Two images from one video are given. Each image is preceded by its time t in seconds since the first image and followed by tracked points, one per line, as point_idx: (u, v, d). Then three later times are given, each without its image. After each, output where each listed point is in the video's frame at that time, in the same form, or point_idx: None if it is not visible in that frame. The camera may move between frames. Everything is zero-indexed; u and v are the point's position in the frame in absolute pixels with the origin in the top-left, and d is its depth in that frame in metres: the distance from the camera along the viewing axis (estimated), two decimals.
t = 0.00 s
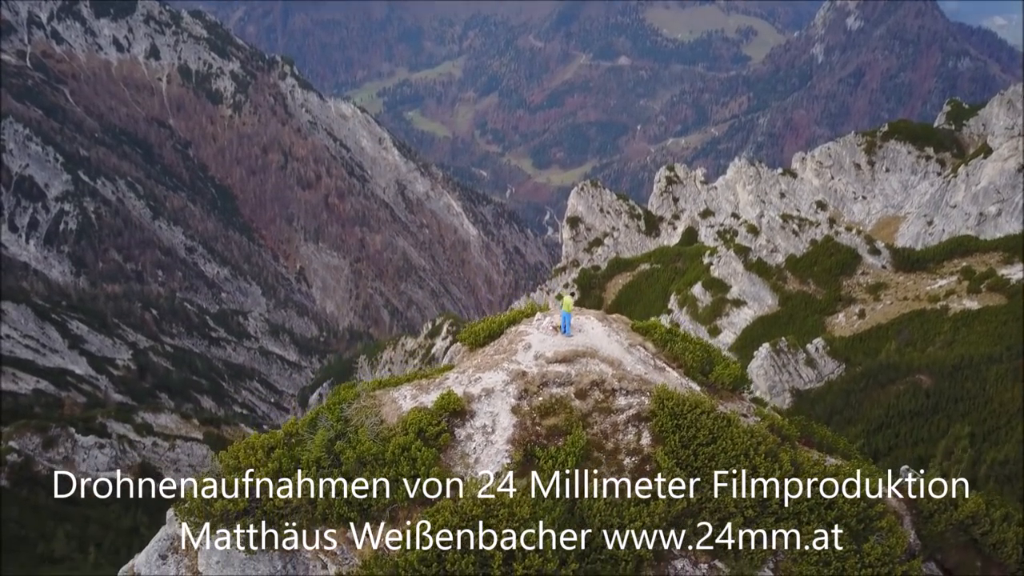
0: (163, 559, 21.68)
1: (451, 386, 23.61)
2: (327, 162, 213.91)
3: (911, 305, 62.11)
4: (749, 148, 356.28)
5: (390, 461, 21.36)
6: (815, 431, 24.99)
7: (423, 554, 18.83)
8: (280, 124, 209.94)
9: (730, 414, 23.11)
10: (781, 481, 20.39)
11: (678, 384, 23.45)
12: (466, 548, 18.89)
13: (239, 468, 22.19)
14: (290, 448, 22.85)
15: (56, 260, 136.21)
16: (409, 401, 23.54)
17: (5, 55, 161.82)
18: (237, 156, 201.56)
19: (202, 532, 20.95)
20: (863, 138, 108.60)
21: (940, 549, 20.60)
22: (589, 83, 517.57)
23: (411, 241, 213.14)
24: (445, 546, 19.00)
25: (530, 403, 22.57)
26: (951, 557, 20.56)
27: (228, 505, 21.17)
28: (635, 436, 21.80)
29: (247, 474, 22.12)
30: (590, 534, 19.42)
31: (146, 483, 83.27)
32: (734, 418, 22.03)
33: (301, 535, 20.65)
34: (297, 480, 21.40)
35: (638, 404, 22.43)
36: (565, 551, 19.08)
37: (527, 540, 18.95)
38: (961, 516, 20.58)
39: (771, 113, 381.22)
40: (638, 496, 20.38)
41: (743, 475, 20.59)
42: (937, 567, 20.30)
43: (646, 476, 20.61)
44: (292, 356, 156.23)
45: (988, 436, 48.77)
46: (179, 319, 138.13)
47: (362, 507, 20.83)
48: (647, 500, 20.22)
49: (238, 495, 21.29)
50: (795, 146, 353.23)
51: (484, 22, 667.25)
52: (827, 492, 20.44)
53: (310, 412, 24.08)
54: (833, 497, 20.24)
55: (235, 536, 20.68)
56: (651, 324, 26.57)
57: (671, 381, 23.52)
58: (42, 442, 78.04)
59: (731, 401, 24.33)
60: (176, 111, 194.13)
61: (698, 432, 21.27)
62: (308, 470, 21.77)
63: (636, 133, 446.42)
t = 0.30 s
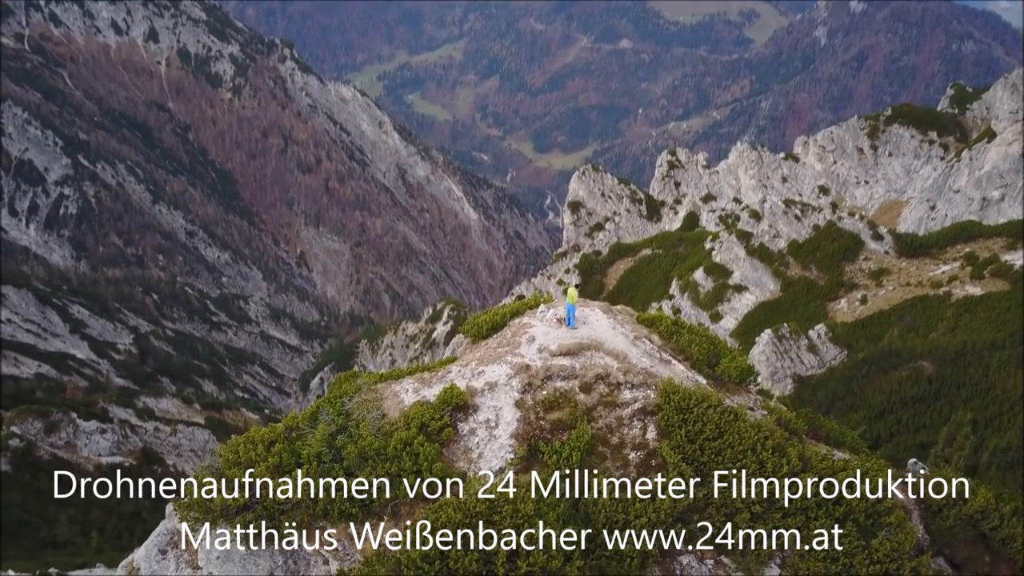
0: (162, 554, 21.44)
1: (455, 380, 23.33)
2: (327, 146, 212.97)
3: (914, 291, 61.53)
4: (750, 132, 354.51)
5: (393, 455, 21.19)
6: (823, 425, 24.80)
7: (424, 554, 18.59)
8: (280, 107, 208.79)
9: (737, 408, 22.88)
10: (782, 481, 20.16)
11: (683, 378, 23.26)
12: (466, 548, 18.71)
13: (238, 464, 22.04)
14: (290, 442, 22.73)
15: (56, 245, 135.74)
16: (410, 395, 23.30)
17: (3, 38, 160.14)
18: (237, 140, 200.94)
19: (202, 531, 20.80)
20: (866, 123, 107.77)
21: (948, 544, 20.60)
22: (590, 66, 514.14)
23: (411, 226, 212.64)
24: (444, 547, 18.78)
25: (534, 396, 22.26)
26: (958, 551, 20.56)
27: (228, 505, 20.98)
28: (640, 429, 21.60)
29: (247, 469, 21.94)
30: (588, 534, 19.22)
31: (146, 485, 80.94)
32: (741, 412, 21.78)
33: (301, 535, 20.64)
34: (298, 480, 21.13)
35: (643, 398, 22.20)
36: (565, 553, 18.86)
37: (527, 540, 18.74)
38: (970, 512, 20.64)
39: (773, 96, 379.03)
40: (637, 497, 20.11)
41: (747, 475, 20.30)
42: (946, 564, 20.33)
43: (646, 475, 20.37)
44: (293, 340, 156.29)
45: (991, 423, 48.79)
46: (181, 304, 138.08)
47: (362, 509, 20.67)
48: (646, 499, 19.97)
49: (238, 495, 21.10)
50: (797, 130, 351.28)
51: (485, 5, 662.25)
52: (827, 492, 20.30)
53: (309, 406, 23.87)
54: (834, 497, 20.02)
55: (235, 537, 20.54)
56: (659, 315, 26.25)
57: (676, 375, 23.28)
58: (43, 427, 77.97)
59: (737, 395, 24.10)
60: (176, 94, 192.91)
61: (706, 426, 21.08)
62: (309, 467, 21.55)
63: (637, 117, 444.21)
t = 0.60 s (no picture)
0: (163, 547, 21.42)
1: (458, 372, 23.13)
2: (327, 128, 211.84)
3: (917, 275, 61.12)
4: (753, 114, 352.44)
5: (395, 449, 20.89)
6: (829, 416, 24.62)
7: (424, 554, 18.35)
8: (280, 88, 207.31)
9: (745, 400, 22.68)
10: (785, 479, 19.79)
11: (690, 371, 22.98)
12: (466, 548, 18.42)
13: (238, 459, 21.84)
14: (290, 435, 22.49)
15: (56, 227, 135.22)
16: (413, 387, 23.04)
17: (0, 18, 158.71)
18: (237, 121, 199.88)
19: (203, 531, 20.67)
20: (870, 104, 106.64)
21: (957, 538, 20.50)
22: (591, 47, 510.33)
23: (411, 208, 211.98)
24: (444, 547, 18.51)
25: (539, 389, 22.03)
26: (966, 546, 20.49)
27: (229, 504, 20.82)
28: (645, 423, 21.36)
29: (247, 463, 21.75)
30: (590, 534, 18.84)
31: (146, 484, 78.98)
32: (748, 405, 21.49)
33: (301, 533, 20.51)
34: (297, 480, 20.81)
35: (649, 390, 21.95)
36: (566, 553, 18.51)
37: (527, 540, 18.44)
38: (981, 505, 20.52)
39: (776, 77, 376.49)
40: (640, 497, 19.78)
41: (752, 471, 20.03)
42: (954, 557, 20.25)
43: (646, 475, 20.03)
44: (294, 322, 156.23)
45: (993, 408, 48.75)
46: (182, 286, 137.94)
47: (362, 507, 20.41)
48: (646, 498, 19.65)
49: (238, 496, 20.87)
50: (800, 112, 349.06)
51: None
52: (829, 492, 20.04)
53: (309, 399, 23.66)
54: (835, 498, 19.66)
55: (234, 536, 20.44)
56: (664, 306, 25.96)
57: (682, 367, 23.06)
58: (45, 410, 77.95)
59: (745, 386, 23.84)
60: (175, 75, 191.57)
61: (713, 420, 20.77)
62: (310, 460, 21.31)
63: (639, 98, 441.49)
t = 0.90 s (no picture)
0: (163, 541, 21.25)
1: (461, 365, 22.93)
2: (327, 112, 210.73)
3: (919, 260, 60.77)
4: (755, 98, 350.57)
5: (398, 443, 20.67)
6: (836, 409, 24.46)
7: (425, 552, 18.24)
8: (280, 72, 205.90)
9: (753, 393, 22.49)
10: (785, 479, 19.56)
11: (697, 364, 22.82)
12: (467, 548, 18.24)
13: (238, 454, 21.70)
14: (291, 429, 22.36)
15: (57, 211, 134.67)
16: (415, 379, 22.86)
17: None
18: (236, 105, 198.97)
19: (203, 531, 20.48)
20: (873, 88, 106.03)
21: (965, 532, 20.39)
22: (593, 29, 506.35)
23: (412, 192, 211.42)
24: (444, 547, 18.36)
25: (543, 382, 21.84)
26: (974, 540, 20.42)
27: (228, 503, 20.60)
28: (652, 415, 21.17)
29: (247, 457, 21.60)
30: (591, 533, 18.61)
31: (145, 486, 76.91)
32: (755, 398, 21.28)
33: (301, 533, 20.42)
34: (298, 480, 20.51)
35: (655, 383, 21.73)
36: (568, 555, 18.24)
37: (526, 540, 18.28)
38: (988, 498, 20.38)
39: (778, 61, 374.06)
40: (640, 496, 19.48)
41: (756, 469, 19.80)
42: (960, 550, 20.17)
43: (646, 475, 19.77)
44: (295, 307, 156.17)
45: (995, 392, 48.73)
46: (182, 271, 137.89)
47: (364, 504, 20.27)
48: (646, 499, 19.38)
49: (237, 496, 20.66)
50: (802, 95, 346.87)
51: None
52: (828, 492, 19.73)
53: (311, 392, 23.50)
54: (836, 498, 19.45)
55: (235, 536, 20.31)
56: (671, 297, 25.68)
57: (688, 360, 22.94)
58: (47, 395, 77.95)
59: (751, 379, 23.67)
60: (174, 58, 190.44)
61: (719, 414, 20.61)
62: (311, 455, 21.14)
63: (641, 81, 438.98)
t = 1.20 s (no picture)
0: (163, 533, 21.11)
1: (464, 358, 22.72)
2: (327, 93, 209.16)
3: (922, 244, 60.21)
4: (757, 79, 348.41)
5: (400, 437, 20.49)
6: (843, 399, 24.25)
7: (425, 551, 18.06)
8: (280, 53, 204.38)
9: (759, 386, 22.23)
10: (787, 478, 19.29)
11: (702, 355, 22.68)
12: (467, 549, 18.10)
13: (237, 447, 21.53)
14: (291, 421, 22.14)
15: (56, 193, 134.25)
16: (418, 372, 22.68)
17: None
18: (236, 86, 197.76)
19: (203, 531, 20.45)
20: (876, 70, 104.87)
21: (973, 526, 20.10)
22: (594, 9, 501.88)
23: (412, 174, 210.54)
24: (444, 547, 18.21)
25: (547, 375, 21.68)
26: (981, 533, 20.13)
27: (228, 500, 20.47)
28: (656, 408, 21.00)
29: (247, 450, 21.45)
30: (592, 532, 18.49)
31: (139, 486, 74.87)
32: (761, 391, 21.07)
33: (301, 533, 20.36)
34: (297, 480, 20.30)
35: (660, 376, 21.54)
36: (567, 555, 18.15)
37: (526, 541, 18.21)
38: (997, 491, 20.02)
39: (781, 42, 370.91)
40: (641, 496, 19.28)
41: (761, 464, 19.66)
42: (968, 545, 19.93)
43: (645, 474, 19.50)
44: (295, 289, 156.11)
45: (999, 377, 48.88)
46: (183, 253, 137.67)
47: (364, 502, 20.15)
48: (647, 499, 19.18)
49: (236, 495, 20.49)
50: (805, 77, 344.49)
51: None
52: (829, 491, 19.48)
53: (311, 384, 23.29)
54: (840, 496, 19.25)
55: (235, 535, 20.26)
56: (677, 287, 25.41)
57: (694, 351, 22.67)
58: (48, 378, 77.87)
59: (758, 370, 23.46)
60: (173, 39, 189.11)
61: (725, 407, 20.40)
62: (312, 448, 20.95)
63: (643, 62, 435.97)
